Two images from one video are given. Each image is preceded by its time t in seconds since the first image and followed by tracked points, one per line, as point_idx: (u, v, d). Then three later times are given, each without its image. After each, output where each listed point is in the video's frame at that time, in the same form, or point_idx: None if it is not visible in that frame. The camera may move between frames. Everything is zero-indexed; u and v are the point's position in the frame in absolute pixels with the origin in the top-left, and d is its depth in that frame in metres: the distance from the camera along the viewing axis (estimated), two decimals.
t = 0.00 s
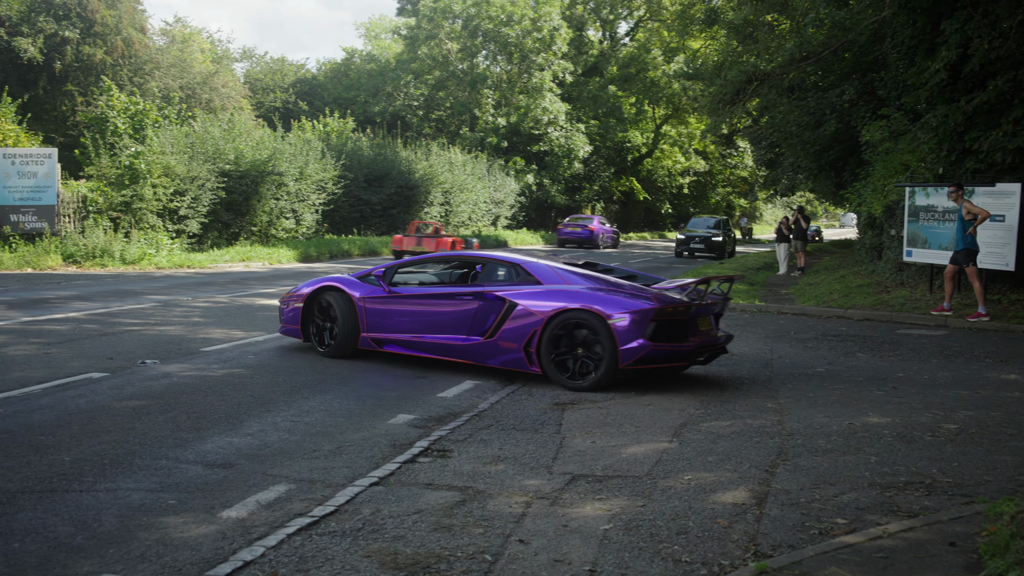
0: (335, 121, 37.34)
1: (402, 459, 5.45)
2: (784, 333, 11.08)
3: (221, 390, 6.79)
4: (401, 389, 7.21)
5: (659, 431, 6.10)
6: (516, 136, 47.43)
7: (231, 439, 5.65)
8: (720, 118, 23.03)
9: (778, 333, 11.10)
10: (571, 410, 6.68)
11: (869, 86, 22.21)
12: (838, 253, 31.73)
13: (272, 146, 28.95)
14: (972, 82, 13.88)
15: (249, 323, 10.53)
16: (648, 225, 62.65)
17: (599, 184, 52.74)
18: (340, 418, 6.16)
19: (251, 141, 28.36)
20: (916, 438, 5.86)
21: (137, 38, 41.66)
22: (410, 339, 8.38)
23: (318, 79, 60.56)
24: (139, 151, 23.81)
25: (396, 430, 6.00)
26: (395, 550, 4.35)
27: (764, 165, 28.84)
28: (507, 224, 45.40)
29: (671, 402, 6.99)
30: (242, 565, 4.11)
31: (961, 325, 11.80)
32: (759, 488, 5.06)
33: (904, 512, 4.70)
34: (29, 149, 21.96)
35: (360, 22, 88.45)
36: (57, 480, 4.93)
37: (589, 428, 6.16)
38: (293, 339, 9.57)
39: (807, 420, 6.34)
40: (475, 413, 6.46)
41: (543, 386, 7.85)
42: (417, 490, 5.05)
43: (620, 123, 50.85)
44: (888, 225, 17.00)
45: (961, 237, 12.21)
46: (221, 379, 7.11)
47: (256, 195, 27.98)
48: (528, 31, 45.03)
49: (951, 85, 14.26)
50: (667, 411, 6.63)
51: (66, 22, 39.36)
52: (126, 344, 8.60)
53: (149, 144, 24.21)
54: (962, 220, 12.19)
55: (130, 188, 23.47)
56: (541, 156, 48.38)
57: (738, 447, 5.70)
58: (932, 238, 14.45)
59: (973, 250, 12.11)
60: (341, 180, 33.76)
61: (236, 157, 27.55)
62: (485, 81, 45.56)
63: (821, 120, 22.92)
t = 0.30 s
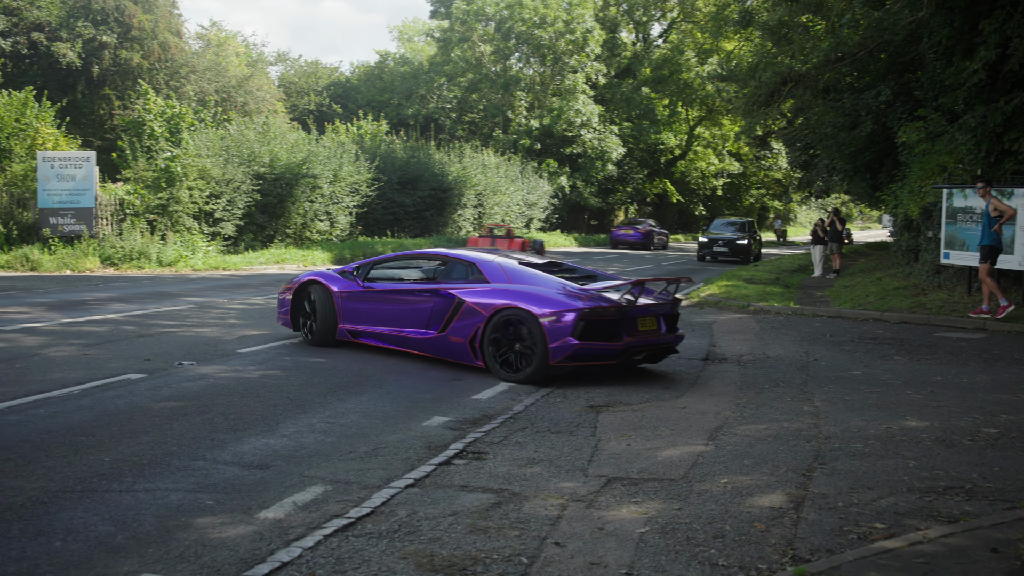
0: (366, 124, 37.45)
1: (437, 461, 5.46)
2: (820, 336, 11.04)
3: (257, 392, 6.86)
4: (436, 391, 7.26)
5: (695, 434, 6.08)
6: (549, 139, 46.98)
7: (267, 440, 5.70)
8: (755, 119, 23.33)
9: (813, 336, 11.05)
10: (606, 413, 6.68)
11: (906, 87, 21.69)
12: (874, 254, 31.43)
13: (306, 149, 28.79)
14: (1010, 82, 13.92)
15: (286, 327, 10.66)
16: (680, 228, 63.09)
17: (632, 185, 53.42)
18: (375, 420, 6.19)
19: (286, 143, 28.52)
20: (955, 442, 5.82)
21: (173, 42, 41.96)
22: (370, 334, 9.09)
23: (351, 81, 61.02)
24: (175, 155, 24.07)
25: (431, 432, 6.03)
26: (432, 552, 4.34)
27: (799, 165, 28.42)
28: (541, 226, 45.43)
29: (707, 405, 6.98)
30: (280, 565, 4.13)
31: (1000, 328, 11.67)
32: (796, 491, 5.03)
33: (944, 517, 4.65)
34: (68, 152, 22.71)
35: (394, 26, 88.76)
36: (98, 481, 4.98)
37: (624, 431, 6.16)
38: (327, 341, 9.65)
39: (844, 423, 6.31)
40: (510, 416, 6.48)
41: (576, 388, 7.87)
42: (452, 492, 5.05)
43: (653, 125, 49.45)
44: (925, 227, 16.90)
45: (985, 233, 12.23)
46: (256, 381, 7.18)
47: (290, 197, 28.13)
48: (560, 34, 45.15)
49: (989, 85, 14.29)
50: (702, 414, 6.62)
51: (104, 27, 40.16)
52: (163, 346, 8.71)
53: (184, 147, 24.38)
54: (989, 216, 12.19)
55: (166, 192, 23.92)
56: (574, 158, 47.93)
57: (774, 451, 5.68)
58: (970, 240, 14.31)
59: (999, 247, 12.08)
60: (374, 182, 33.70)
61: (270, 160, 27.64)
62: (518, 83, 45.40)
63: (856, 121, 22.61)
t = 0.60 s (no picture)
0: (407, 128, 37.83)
1: (480, 464, 5.49)
2: (865, 340, 10.95)
3: (300, 395, 6.95)
4: (478, 394, 7.31)
5: (738, 438, 6.07)
6: (589, 142, 47.46)
7: (311, 444, 5.76)
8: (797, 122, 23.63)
9: (856, 340, 10.98)
10: (649, 417, 6.67)
11: (952, 88, 20.62)
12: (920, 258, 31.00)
13: (348, 153, 29.15)
14: None
15: (329, 330, 10.82)
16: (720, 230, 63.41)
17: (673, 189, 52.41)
18: (418, 424, 6.25)
19: (327, 148, 28.79)
20: (1005, 448, 5.74)
21: (216, 47, 43.09)
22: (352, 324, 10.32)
23: (391, 86, 61.96)
24: (218, 159, 24.29)
25: (474, 435, 6.07)
26: (476, 556, 4.33)
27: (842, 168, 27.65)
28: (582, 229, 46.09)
29: (750, 408, 6.95)
30: (325, 568, 4.14)
31: None
32: (842, 497, 4.99)
33: (994, 525, 4.59)
34: (114, 157, 22.88)
35: (435, 31, 89.51)
36: (145, 482, 5.04)
37: (667, 435, 6.15)
38: (368, 344, 9.75)
39: (890, 428, 6.26)
40: (552, 420, 6.51)
41: (617, 390, 7.89)
42: (496, 496, 5.06)
43: (694, 128, 49.65)
44: (971, 230, 16.80)
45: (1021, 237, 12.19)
46: (299, 385, 7.27)
47: (332, 201, 28.41)
48: (600, 37, 45.26)
49: None
50: (746, 418, 6.59)
51: (149, 33, 42.04)
52: (207, 349, 8.87)
53: (228, 152, 24.64)
54: None
55: (210, 196, 24.15)
56: (614, 162, 48.22)
57: (819, 456, 5.64)
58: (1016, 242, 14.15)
59: None
60: (416, 187, 33.82)
61: (313, 164, 27.96)
62: (558, 87, 45.58)
63: (902, 123, 21.67)
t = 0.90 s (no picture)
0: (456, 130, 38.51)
1: (530, 466, 5.52)
2: (917, 344, 10.81)
3: (350, 396, 7.05)
4: (528, 396, 7.36)
5: (789, 441, 6.05)
6: (636, 143, 47.31)
7: (361, 444, 5.82)
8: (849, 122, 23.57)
9: (908, 343, 10.86)
10: (699, 419, 6.68)
11: (1007, 87, 20.02)
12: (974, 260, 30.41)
13: (396, 155, 29.19)
14: None
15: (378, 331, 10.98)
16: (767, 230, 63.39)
17: (721, 190, 52.00)
18: (467, 425, 6.30)
19: (375, 150, 28.90)
20: None
21: (265, 51, 45.83)
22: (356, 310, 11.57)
23: (440, 88, 63.24)
24: (269, 161, 24.49)
25: (523, 437, 6.11)
26: (526, 558, 4.31)
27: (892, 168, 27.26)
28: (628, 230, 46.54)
29: (800, 412, 6.92)
30: (376, 568, 4.14)
31: None
32: (896, 502, 4.94)
33: None
34: (166, 160, 23.47)
35: (483, 32, 89.06)
36: (197, 482, 5.10)
37: (717, 438, 6.15)
38: (416, 345, 9.87)
39: (946, 433, 6.18)
40: (601, 421, 6.54)
41: (666, 391, 7.90)
42: (545, 498, 5.07)
43: (743, 129, 49.01)
44: None
45: None
46: (349, 386, 7.37)
47: (380, 203, 28.54)
48: (648, 38, 45.21)
49: None
50: (798, 421, 6.56)
51: (200, 37, 44.83)
52: (259, 349, 9.02)
53: (277, 154, 24.77)
54: None
55: (260, 199, 24.32)
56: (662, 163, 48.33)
57: (872, 460, 5.60)
58: None
59: None
60: (464, 188, 34.19)
61: (360, 166, 28.13)
62: (606, 87, 45.77)
63: (955, 122, 21.16)
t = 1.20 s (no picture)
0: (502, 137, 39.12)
1: (576, 474, 5.53)
2: (968, 351, 10.65)
3: (397, 402, 7.14)
4: (576, 403, 7.38)
5: (838, 450, 6.01)
6: (682, 149, 47.62)
7: (408, 450, 5.87)
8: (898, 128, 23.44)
9: (958, 350, 10.72)
10: (746, 427, 6.67)
11: None
12: None
13: (441, 163, 29.75)
14: None
15: (424, 338, 11.13)
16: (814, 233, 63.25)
17: (768, 196, 52.85)
18: (513, 432, 6.34)
19: (421, 157, 29.14)
20: None
21: (312, 58, 47.34)
22: (395, 306, 13.08)
23: (484, 94, 63.94)
24: (315, 168, 24.83)
25: (569, 444, 6.14)
26: (573, 565, 4.26)
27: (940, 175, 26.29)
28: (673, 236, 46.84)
29: (849, 420, 6.88)
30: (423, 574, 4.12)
31: None
32: (948, 513, 4.88)
33: None
34: (214, 168, 23.35)
35: (528, 38, 89.69)
36: (246, 487, 5.15)
37: (764, 446, 6.14)
38: (460, 351, 9.96)
39: (1000, 443, 6.10)
40: (648, 429, 6.55)
41: (712, 397, 7.89)
42: (591, 505, 5.06)
43: (789, 134, 49.20)
44: None
45: None
46: (396, 392, 7.46)
47: (426, 210, 28.75)
48: (694, 43, 44.91)
49: None
50: (847, 430, 6.52)
51: (248, 46, 46.57)
52: (306, 355, 9.15)
53: (324, 161, 25.12)
54: None
55: (307, 205, 24.56)
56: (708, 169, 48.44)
57: (923, 470, 5.55)
58: None
59: None
60: (509, 195, 34.47)
61: (407, 173, 28.20)
62: (652, 93, 45.26)
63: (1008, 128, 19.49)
